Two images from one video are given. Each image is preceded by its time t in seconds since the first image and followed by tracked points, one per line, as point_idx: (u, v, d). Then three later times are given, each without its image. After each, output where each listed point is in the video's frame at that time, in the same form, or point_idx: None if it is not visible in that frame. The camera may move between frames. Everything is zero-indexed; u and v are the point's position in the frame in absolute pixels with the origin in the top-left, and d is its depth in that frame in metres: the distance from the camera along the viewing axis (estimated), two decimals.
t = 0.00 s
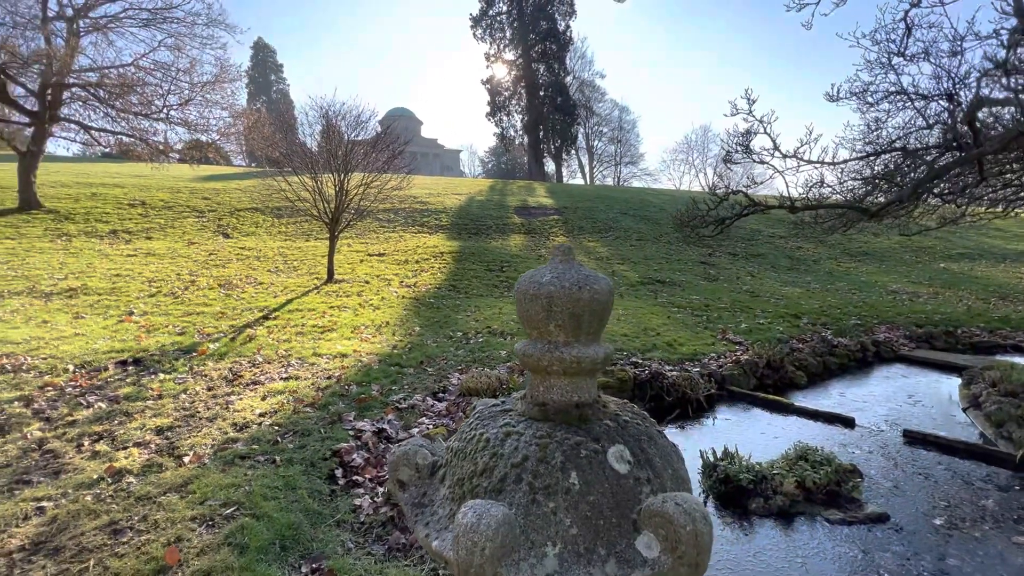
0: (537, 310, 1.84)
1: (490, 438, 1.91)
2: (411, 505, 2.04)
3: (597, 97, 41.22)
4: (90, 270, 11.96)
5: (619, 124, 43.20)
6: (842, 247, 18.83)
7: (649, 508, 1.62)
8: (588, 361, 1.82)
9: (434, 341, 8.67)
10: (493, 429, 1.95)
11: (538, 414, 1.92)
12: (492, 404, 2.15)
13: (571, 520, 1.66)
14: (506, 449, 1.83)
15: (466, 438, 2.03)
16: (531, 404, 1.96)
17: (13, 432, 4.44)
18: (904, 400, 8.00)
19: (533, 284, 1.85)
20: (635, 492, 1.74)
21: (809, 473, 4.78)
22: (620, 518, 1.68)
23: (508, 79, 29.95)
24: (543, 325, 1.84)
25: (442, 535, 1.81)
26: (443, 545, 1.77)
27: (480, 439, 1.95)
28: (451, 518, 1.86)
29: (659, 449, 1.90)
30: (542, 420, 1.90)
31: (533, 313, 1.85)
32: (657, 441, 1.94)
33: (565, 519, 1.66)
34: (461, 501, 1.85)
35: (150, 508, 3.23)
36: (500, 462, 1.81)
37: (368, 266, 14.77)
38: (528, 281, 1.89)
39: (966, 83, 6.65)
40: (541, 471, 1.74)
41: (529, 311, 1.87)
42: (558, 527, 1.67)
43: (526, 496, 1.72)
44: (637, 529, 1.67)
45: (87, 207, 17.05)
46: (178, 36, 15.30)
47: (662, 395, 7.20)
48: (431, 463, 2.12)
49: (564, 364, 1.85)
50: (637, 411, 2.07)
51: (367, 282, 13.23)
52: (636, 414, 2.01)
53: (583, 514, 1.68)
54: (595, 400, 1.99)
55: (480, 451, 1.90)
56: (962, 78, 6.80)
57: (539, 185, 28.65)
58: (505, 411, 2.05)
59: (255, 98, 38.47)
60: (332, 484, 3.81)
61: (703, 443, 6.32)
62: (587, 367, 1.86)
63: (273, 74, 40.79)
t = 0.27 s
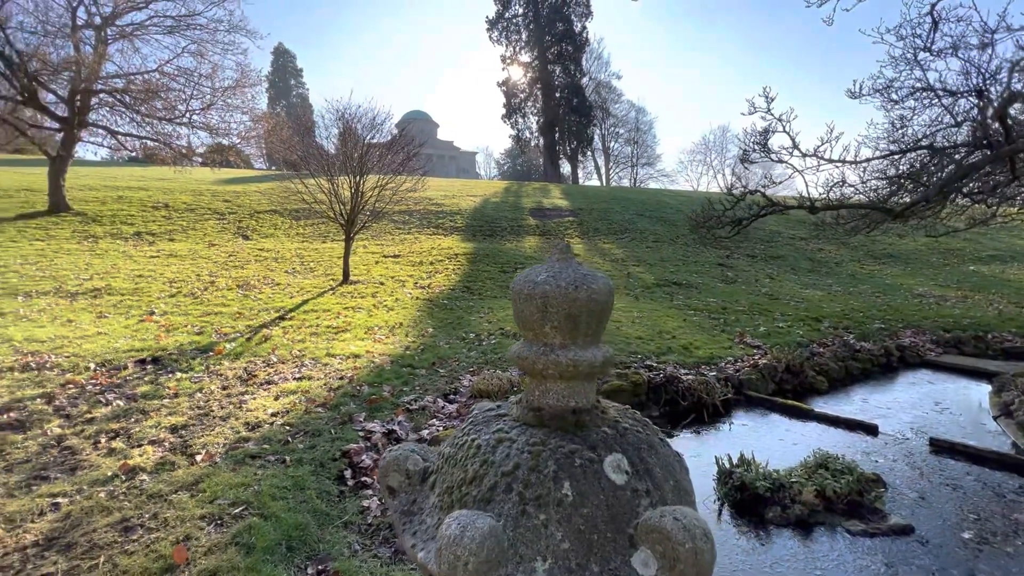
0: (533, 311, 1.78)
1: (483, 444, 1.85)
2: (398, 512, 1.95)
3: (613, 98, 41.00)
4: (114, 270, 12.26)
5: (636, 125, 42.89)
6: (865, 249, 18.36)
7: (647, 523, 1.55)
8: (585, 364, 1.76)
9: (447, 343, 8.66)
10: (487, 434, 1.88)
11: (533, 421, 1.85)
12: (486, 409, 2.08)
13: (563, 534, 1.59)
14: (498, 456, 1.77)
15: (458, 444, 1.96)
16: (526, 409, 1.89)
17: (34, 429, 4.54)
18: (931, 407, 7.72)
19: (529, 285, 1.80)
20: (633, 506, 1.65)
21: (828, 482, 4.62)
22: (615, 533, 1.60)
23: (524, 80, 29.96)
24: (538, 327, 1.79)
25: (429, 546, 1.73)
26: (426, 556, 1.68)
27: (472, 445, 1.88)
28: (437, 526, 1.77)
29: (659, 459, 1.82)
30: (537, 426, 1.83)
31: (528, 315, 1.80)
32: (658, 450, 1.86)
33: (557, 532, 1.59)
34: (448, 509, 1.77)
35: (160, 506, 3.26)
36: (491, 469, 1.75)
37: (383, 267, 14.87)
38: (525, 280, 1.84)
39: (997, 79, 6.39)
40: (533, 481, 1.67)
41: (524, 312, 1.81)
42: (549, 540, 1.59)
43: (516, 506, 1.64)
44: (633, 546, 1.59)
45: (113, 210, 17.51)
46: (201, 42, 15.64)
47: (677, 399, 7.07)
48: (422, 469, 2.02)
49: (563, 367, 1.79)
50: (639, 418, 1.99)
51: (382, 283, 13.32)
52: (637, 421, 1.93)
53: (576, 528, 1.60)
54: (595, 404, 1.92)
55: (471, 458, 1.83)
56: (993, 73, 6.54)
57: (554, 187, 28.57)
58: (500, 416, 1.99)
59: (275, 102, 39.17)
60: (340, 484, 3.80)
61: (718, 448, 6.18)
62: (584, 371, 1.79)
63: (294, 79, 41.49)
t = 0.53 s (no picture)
0: (532, 313, 1.86)
1: (478, 454, 1.95)
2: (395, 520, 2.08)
3: (631, 98, 40.70)
4: (138, 271, 12.56)
5: (653, 125, 42.48)
6: (891, 251, 17.84)
7: (645, 536, 1.65)
8: (584, 368, 1.82)
9: (461, 344, 8.66)
10: (482, 445, 1.98)
11: (529, 431, 1.94)
12: (482, 417, 2.18)
13: (556, 546, 1.70)
14: (492, 467, 1.87)
15: (454, 453, 2.06)
16: (521, 420, 1.99)
17: (59, 425, 4.66)
18: (961, 414, 7.43)
19: (527, 288, 1.87)
20: (631, 519, 1.76)
21: (851, 490, 4.46)
22: (613, 547, 1.70)
23: (541, 82, 29.92)
24: (537, 330, 1.86)
25: (421, 554, 1.84)
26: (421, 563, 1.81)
27: (467, 453, 1.98)
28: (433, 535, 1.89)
29: (661, 470, 1.90)
30: (535, 434, 1.92)
31: (526, 318, 1.88)
32: (660, 461, 1.95)
33: (551, 545, 1.70)
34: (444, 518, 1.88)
35: (175, 503, 3.31)
36: (485, 480, 1.85)
37: (399, 269, 14.96)
38: (523, 283, 1.90)
39: None
40: (527, 494, 1.77)
41: (523, 316, 1.89)
42: (543, 553, 1.70)
43: (510, 518, 1.75)
44: (631, 558, 1.70)
45: (138, 213, 17.95)
46: (223, 48, 15.99)
47: (694, 404, 6.96)
48: (418, 475, 2.14)
49: (564, 370, 1.85)
50: (641, 426, 2.08)
51: (397, 285, 13.40)
52: (639, 431, 2.02)
53: (572, 542, 1.70)
54: (597, 413, 2.00)
55: (466, 468, 1.93)
56: None
57: (570, 188, 28.42)
58: (497, 425, 2.07)
59: (296, 106, 39.81)
60: (352, 485, 3.80)
61: (736, 454, 6.04)
62: (584, 375, 1.86)
63: (314, 84, 42.19)
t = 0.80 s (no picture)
0: (532, 314, 1.76)
1: (477, 455, 1.81)
2: (392, 522, 1.95)
3: (651, 98, 40.38)
4: (167, 273, 12.95)
5: (674, 126, 42.04)
6: (922, 252, 17.26)
7: (647, 545, 1.50)
8: (585, 370, 1.71)
9: (477, 345, 8.67)
10: (481, 445, 1.85)
11: (531, 432, 1.81)
12: (484, 417, 2.04)
13: (554, 555, 1.55)
14: (490, 469, 1.73)
15: (453, 454, 1.93)
16: (524, 419, 1.85)
17: (87, 422, 4.81)
18: (997, 422, 7.13)
19: (528, 286, 1.78)
20: (634, 527, 1.60)
21: (878, 499, 4.31)
22: (614, 555, 1.56)
23: (560, 83, 29.88)
24: (538, 330, 1.76)
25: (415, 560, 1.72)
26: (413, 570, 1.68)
27: (467, 455, 1.84)
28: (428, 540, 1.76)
29: (667, 475, 1.73)
30: (536, 436, 1.78)
31: (526, 317, 1.79)
32: (666, 466, 1.77)
33: (549, 554, 1.55)
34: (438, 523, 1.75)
35: (195, 500, 3.38)
36: (482, 483, 1.72)
37: (418, 270, 15.10)
38: (524, 282, 1.81)
39: None
40: (525, 498, 1.63)
41: (523, 315, 1.80)
42: (541, 561, 1.55)
43: (507, 523, 1.61)
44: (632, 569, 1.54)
45: (168, 216, 18.55)
46: (249, 56, 16.42)
47: (714, 407, 6.83)
48: (417, 477, 2.02)
49: (564, 372, 1.75)
50: (648, 429, 1.91)
51: (416, 286, 13.51)
52: (645, 433, 1.85)
53: (571, 550, 1.56)
54: (602, 414, 1.85)
55: (464, 469, 1.80)
56: None
57: (589, 190, 28.29)
58: (498, 426, 1.94)
59: (318, 111, 40.60)
60: (367, 484, 3.82)
61: (756, 460, 5.90)
62: (587, 379, 1.75)
63: (336, 89, 42.99)
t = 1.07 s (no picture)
0: (525, 320, 1.94)
1: (471, 462, 2.03)
2: (390, 521, 2.18)
3: (673, 98, 39.86)
4: (195, 275, 13.34)
5: (697, 125, 41.40)
6: (958, 253, 16.59)
7: (629, 554, 1.68)
8: (578, 376, 1.87)
9: (495, 347, 8.69)
10: (475, 453, 2.06)
11: (524, 440, 2.01)
12: (480, 424, 2.25)
13: (538, 559, 1.75)
14: (482, 476, 1.94)
15: (449, 459, 2.15)
16: (516, 428, 2.06)
17: (118, 418, 5.01)
18: None
19: (521, 293, 1.95)
20: (619, 533, 1.79)
21: (906, 509, 4.16)
22: (599, 562, 1.75)
23: (580, 84, 29.75)
24: (532, 337, 1.93)
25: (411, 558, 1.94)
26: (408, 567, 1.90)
27: (461, 459, 2.08)
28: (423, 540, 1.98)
29: (658, 484, 1.94)
30: (530, 442, 1.98)
31: (520, 324, 1.96)
32: (659, 474, 1.98)
33: (533, 558, 1.75)
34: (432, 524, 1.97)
35: (217, 496, 3.49)
36: (474, 489, 1.92)
37: (438, 272, 15.22)
38: (519, 290, 1.98)
39: None
40: (514, 505, 1.83)
41: (518, 322, 1.97)
42: (527, 565, 1.76)
43: (496, 528, 1.82)
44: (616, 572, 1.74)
45: (197, 220, 19.12)
46: (275, 62, 16.82)
47: (734, 412, 6.71)
48: (414, 480, 2.25)
49: (555, 378, 1.92)
50: (643, 438, 2.13)
51: (435, 288, 13.61)
52: (639, 443, 2.06)
53: (557, 555, 1.75)
54: (596, 421, 2.03)
55: (459, 476, 2.01)
56: None
57: (610, 191, 28.06)
58: (492, 433, 2.14)
59: (341, 116, 41.28)
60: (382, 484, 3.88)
61: (778, 466, 5.76)
62: (579, 385, 1.90)
63: (359, 93, 43.73)
